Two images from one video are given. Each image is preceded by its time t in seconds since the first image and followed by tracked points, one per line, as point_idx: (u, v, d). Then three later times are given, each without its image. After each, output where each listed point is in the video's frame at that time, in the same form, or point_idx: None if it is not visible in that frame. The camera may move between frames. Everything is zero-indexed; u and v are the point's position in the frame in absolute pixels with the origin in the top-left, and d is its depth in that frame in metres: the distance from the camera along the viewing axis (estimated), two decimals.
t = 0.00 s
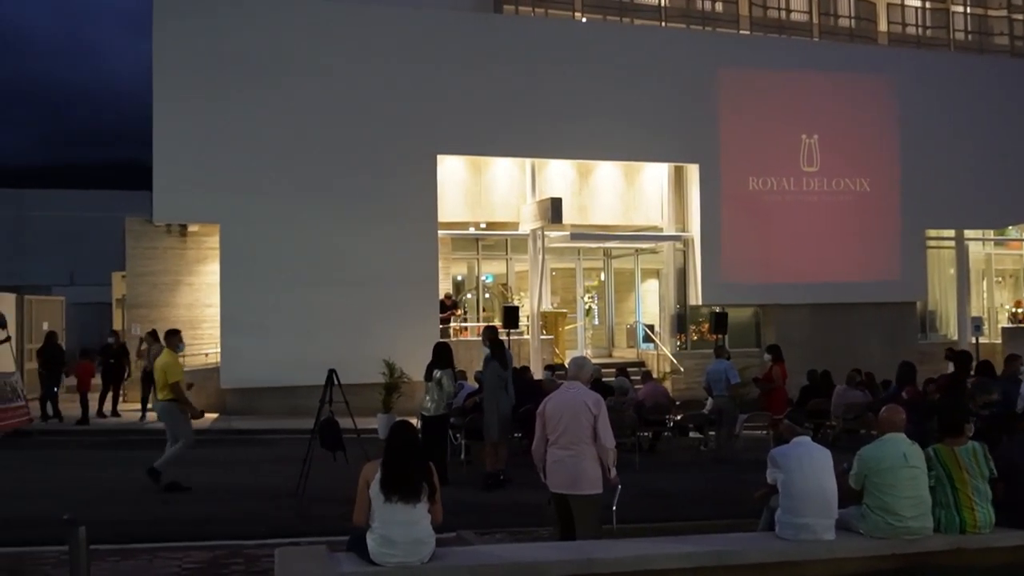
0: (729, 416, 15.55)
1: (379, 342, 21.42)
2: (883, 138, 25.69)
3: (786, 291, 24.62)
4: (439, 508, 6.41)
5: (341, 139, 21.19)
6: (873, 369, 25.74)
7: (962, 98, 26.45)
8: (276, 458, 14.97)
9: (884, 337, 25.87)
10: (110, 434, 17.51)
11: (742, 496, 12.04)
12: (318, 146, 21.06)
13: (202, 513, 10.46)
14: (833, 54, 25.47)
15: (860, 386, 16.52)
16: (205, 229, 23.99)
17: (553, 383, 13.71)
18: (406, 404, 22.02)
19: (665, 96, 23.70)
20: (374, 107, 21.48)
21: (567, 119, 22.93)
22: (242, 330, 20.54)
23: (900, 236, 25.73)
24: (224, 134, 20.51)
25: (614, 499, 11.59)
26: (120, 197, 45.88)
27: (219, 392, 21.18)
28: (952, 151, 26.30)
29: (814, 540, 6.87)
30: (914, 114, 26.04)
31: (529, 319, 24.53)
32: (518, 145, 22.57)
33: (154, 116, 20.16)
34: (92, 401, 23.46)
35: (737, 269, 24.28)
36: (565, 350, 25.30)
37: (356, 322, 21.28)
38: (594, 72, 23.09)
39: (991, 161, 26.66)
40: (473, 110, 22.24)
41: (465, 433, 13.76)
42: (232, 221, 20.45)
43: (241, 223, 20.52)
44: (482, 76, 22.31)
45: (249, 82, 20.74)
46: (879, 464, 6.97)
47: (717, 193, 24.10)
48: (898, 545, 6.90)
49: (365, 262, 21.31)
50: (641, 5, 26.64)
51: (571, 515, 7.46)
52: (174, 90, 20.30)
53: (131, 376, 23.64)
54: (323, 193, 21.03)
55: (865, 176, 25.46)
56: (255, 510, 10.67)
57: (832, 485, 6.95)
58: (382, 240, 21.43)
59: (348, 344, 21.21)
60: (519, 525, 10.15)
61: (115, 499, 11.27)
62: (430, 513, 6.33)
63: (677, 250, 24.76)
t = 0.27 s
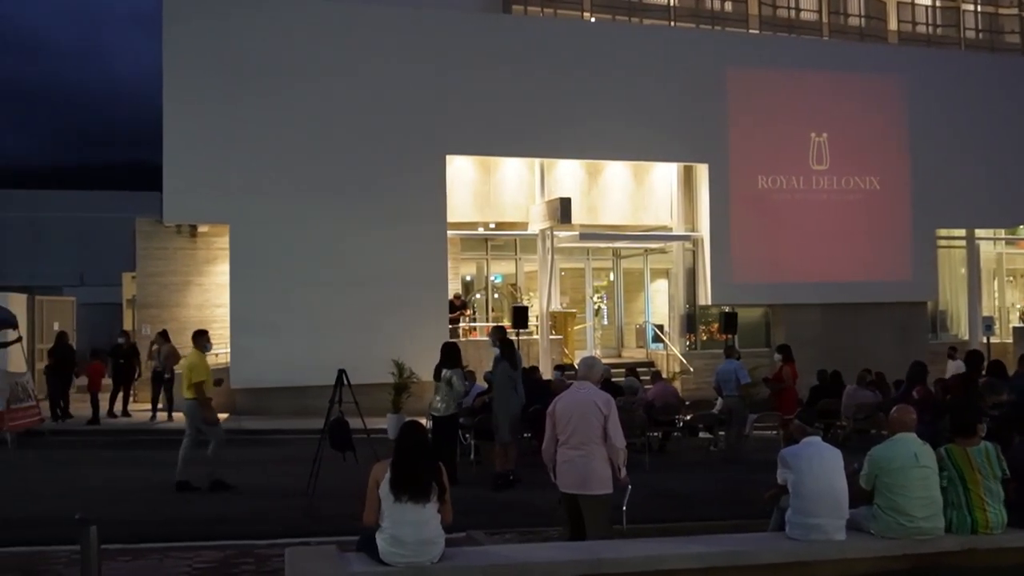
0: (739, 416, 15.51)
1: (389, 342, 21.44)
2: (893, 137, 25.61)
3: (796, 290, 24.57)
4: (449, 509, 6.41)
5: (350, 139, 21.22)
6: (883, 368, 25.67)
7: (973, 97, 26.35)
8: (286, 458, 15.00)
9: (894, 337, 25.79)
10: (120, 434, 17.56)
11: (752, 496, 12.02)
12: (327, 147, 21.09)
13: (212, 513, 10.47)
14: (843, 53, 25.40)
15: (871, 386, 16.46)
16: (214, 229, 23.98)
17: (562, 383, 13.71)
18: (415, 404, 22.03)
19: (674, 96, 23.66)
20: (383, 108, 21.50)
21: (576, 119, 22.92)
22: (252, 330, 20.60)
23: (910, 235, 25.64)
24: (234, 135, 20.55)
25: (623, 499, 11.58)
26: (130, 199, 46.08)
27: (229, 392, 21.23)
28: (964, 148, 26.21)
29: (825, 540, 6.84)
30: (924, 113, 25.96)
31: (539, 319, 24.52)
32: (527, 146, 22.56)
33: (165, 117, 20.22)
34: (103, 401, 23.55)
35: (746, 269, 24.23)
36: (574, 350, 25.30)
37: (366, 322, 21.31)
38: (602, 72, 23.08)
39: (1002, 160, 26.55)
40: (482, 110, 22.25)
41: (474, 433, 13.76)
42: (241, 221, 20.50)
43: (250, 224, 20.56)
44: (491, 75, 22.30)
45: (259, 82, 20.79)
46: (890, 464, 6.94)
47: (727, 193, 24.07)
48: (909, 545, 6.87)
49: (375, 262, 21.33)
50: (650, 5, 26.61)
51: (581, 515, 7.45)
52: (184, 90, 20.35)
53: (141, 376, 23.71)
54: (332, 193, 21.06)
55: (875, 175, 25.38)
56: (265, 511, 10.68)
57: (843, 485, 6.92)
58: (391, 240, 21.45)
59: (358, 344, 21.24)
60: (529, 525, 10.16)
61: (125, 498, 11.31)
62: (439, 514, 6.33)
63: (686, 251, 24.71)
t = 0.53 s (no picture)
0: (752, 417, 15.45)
1: (401, 342, 21.46)
2: (906, 136, 25.50)
3: (809, 290, 24.48)
4: (461, 510, 6.41)
5: (362, 140, 21.25)
6: (896, 368, 25.57)
7: (987, 96, 26.23)
8: (298, 458, 15.03)
9: (907, 336, 25.69)
10: (133, 434, 17.62)
11: (765, 496, 11.99)
12: (339, 147, 21.14)
13: (224, 513, 10.50)
14: (856, 52, 25.31)
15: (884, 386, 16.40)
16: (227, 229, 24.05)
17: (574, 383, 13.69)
18: (427, 404, 22.04)
19: (685, 95, 23.63)
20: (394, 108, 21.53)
21: (587, 119, 22.90)
22: (264, 331, 20.65)
23: (924, 234, 25.52)
24: (246, 136, 20.61)
25: (635, 499, 11.56)
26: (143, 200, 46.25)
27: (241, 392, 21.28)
28: (977, 147, 26.09)
29: (838, 541, 6.80)
30: (937, 112, 25.86)
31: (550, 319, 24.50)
32: (538, 146, 22.55)
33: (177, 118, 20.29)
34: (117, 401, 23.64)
35: (758, 269, 24.16)
36: (586, 350, 25.29)
37: (377, 323, 21.33)
38: (614, 71, 23.05)
39: (1016, 159, 26.41)
40: (494, 110, 22.25)
41: (486, 433, 13.76)
42: (253, 222, 20.55)
43: (262, 224, 20.62)
44: (502, 75, 22.30)
45: (271, 84, 20.86)
46: (904, 465, 6.91)
47: (739, 192, 24.01)
48: (923, 546, 6.84)
49: (386, 263, 21.35)
50: (662, 5, 26.56)
51: (593, 515, 7.44)
52: (197, 91, 20.42)
53: (155, 377, 23.80)
54: (344, 194, 21.10)
55: (888, 174, 25.28)
56: (277, 510, 10.70)
57: (856, 486, 6.88)
58: (403, 241, 21.47)
59: (370, 344, 21.27)
60: (541, 525, 10.16)
61: (139, 498, 11.34)
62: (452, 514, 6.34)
63: (698, 251, 24.57)
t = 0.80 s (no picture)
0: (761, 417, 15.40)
1: (410, 342, 21.48)
2: (916, 136, 25.43)
3: (818, 291, 24.42)
4: (471, 510, 6.41)
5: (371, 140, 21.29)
6: (907, 368, 25.50)
7: (998, 95, 26.15)
8: (308, 458, 15.05)
9: (918, 336, 25.61)
10: (144, 434, 17.67)
11: (775, 497, 11.96)
12: (349, 148, 21.18)
13: (234, 513, 10.52)
14: (866, 52, 25.23)
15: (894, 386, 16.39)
16: (236, 230, 24.06)
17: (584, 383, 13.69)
18: (436, 404, 22.06)
19: (695, 95, 23.60)
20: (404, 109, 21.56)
21: (597, 120, 22.89)
22: (274, 331, 20.70)
23: (934, 234, 25.44)
24: (256, 137, 20.67)
25: (645, 499, 11.55)
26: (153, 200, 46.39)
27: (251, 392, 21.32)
28: (988, 147, 26.00)
29: (849, 542, 6.77)
30: (947, 112, 25.78)
31: (559, 319, 24.48)
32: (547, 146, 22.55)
33: (188, 119, 20.37)
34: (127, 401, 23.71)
35: (767, 269, 24.11)
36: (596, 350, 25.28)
37: (386, 323, 21.35)
38: (623, 72, 23.04)
39: None
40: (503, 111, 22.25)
41: (495, 433, 13.76)
42: (263, 222, 20.61)
43: (272, 225, 20.68)
44: (512, 76, 22.31)
45: (282, 85, 20.91)
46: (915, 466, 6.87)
47: (749, 193, 23.98)
48: (933, 547, 6.81)
49: (396, 263, 21.37)
50: (671, 4, 26.54)
51: (603, 515, 7.43)
52: (208, 93, 20.49)
53: (165, 377, 23.86)
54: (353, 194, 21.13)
55: (898, 174, 25.20)
56: (287, 510, 10.72)
57: (867, 486, 6.85)
58: (413, 241, 21.48)
59: (379, 345, 21.29)
60: (551, 525, 10.15)
61: (149, 498, 11.38)
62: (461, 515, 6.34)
63: (707, 251, 24.35)
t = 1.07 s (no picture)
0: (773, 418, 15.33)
1: (421, 343, 21.50)
2: (929, 136, 25.33)
3: (831, 291, 24.34)
4: (482, 510, 6.41)
5: (383, 141, 21.32)
6: (920, 369, 25.39)
7: (1012, 95, 26.02)
8: (319, 457, 15.07)
9: (931, 337, 25.50)
10: (156, 434, 17.73)
11: (787, 498, 11.92)
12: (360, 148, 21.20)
13: (246, 512, 10.54)
14: (879, 51, 25.13)
15: (906, 387, 16.33)
16: (248, 229, 24.10)
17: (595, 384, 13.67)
18: (448, 404, 22.06)
19: (707, 95, 23.56)
20: (415, 109, 21.58)
21: (608, 120, 22.86)
22: (286, 331, 20.74)
23: (947, 234, 25.33)
24: (268, 137, 20.72)
25: (656, 499, 11.53)
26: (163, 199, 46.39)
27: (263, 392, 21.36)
28: (1003, 147, 25.91)
29: (862, 543, 6.75)
30: (961, 111, 25.67)
31: (570, 319, 24.45)
32: (559, 147, 22.53)
33: (200, 120, 20.43)
34: (139, 401, 23.79)
35: (780, 269, 24.05)
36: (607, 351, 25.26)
37: (398, 324, 21.37)
38: (635, 72, 23.01)
39: None
40: (515, 111, 22.25)
41: (506, 433, 13.77)
42: (274, 222, 20.66)
43: (284, 225, 20.73)
44: (524, 76, 22.30)
45: (296, 85, 20.97)
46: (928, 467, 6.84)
47: (761, 193, 23.92)
48: (947, 549, 6.78)
49: (407, 264, 21.38)
50: (682, 4, 26.50)
51: (615, 515, 7.43)
52: (222, 93, 20.56)
53: (177, 376, 23.94)
54: (365, 195, 21.16)
55: (910, 174, 25.10)
56: (298, 509, 10.73)
57: (880, 487, 6.82)
58: (425, 241, 21.49)
59: (390, 345, 21.31)
60: (563, 526, 10.14)
61: (163, 497, 11.41)
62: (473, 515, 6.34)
63: (719, 250, 24.37)
